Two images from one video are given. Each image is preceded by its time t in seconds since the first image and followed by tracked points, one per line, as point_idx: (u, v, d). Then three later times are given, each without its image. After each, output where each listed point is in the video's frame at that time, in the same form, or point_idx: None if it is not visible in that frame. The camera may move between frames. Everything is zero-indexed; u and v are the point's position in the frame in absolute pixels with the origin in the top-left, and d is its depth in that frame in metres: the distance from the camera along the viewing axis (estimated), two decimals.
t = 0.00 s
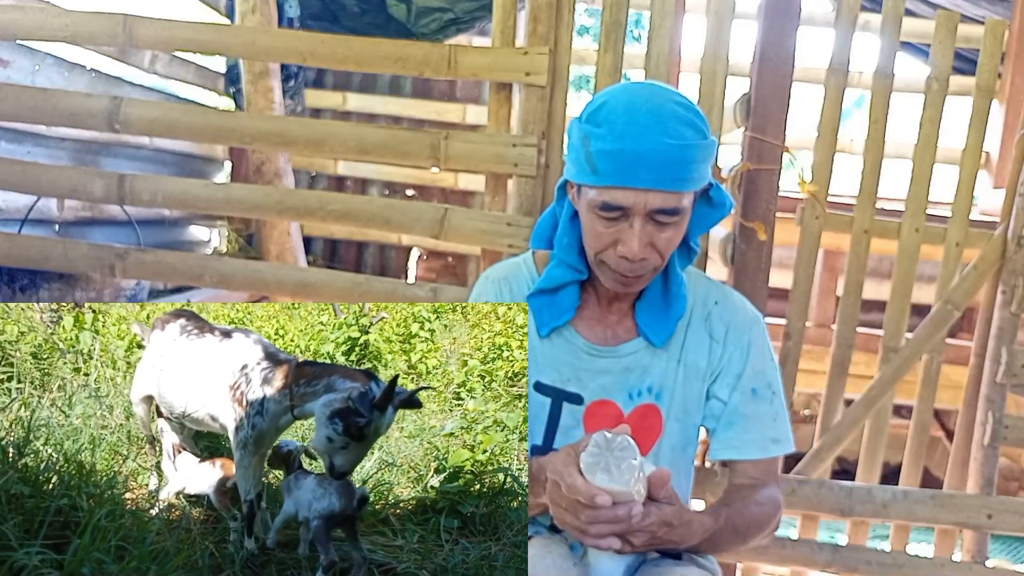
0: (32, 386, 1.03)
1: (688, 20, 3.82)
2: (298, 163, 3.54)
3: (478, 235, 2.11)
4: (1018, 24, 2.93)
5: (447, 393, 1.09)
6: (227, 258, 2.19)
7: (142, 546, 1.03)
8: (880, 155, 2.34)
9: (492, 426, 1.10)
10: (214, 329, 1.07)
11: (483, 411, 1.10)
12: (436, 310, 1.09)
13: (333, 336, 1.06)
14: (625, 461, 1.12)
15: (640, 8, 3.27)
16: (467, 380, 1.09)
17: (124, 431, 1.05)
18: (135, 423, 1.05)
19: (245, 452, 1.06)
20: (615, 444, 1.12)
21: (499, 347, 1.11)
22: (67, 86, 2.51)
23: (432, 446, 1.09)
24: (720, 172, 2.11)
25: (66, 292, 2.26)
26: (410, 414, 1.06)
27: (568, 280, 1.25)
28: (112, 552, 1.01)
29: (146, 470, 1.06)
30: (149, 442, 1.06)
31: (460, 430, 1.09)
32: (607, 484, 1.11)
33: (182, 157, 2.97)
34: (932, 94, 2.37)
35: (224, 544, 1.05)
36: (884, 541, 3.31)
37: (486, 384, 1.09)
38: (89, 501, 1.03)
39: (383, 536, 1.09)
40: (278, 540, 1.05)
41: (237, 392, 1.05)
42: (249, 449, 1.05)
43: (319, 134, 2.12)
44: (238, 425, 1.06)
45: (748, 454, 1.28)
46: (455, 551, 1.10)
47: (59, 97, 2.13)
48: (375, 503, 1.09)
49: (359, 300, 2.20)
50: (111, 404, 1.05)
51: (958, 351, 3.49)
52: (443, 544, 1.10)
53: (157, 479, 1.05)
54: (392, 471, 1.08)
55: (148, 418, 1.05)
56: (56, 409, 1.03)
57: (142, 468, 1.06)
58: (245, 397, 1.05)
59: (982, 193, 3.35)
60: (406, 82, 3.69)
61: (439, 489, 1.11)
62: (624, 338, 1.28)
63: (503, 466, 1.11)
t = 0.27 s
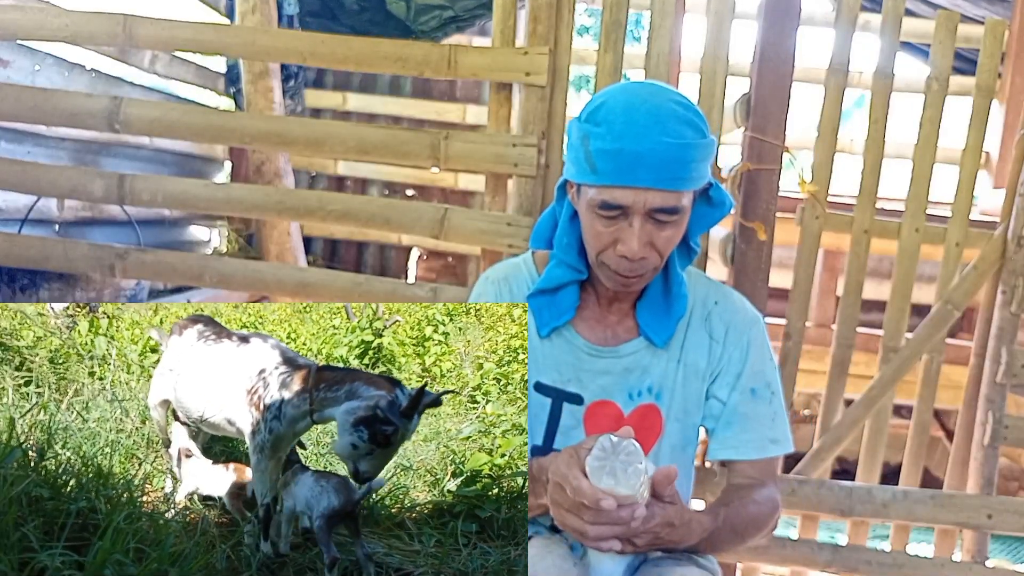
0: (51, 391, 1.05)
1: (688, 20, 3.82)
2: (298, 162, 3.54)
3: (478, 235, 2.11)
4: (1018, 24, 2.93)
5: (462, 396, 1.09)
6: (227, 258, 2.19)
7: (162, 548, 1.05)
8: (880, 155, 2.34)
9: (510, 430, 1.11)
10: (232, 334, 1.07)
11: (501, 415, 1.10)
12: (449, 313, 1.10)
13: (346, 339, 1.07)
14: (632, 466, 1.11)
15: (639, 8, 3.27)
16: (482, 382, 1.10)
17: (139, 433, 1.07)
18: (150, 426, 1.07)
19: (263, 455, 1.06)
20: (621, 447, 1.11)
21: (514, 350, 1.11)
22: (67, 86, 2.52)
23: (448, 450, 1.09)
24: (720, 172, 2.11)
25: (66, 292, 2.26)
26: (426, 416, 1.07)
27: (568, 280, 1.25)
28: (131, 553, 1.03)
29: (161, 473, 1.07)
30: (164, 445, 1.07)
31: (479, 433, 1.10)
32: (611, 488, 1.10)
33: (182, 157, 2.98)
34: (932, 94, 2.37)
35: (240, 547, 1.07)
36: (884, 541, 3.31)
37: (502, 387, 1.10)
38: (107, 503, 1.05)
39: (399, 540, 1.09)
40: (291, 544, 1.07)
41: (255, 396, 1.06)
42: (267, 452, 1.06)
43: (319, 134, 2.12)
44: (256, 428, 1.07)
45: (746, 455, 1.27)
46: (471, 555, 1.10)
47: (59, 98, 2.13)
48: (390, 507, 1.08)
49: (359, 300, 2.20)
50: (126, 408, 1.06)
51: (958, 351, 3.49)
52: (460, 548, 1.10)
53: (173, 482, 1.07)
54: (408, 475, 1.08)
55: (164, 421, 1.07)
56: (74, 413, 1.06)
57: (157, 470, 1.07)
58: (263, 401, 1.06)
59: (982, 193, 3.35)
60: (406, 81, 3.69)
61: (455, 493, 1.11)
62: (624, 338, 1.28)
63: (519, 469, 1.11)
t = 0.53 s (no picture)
0: (50, 365, 1.06)
1: (688, 20, 3.82)
2: (298, 163, 3.54)
3: (478, 235, 2.11)
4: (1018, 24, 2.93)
5: (463, 379, 1.09)
6: (227, 258, 2.19)
7: (164, 526, 1.06)
8: (880, 155, 2.34)
9: (512, 414, 1.11)
10: (236, 312, 1.11)
11: (504, 398, 1.10)
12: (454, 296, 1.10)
13: (348, 320, 1.08)
14: (633, 448, 1.11)
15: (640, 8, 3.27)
16: (483, 366, 1.10)
17: (139, 411, 1.08)
18: (151, 403, 1.08)
19: (265, 435, 1.08)
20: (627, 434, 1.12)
21: (516, 333, 1.10)
22: (67, 86, 2.52)
23: (449, 433, 1.10)
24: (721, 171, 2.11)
25: (66, 292, 2.26)
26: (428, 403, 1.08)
27: (567, 279, 1.25)
28: (134, 531, 1.05)
29: (161, 450, 1.08)
30: (165, 422, 1.08)
31: (481, 417, 1.10)
32: (614, 472, 1.10)
33: (182, 157, 2.98)
34: (933, 94, 2.37)
35: (241, 527, 1.08)
36: (884, 541, 3.31)
37: (503, 371, 1.09)
38: (109, 481, 1.06)
39: (398, 522, 1.12)
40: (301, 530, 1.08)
41: (259, 375, 1.08)
42: (269, 431, 1.08)
43: (319, 134, 2.12)
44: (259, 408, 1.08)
45: (744, 454, 1.28)
46: (470, 538, 1.11)
47: (59, 98, 2.13)
48: (390, 489, 1.11)
49: (359, 300, 2.20)
50: (126, 385, 1.08)
51: (958, 352, 3.49)
52: (459, 530, 1.11)
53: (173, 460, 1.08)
54: (409, 457, 1.10)
55: (167, 397, 1.09)
56: (74, 390, 1.07)
57: (158, 447, 1.08)
58: (267, 379, 1.08)
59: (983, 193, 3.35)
60: (406, 81, 3.69)
61: (455, 476, 1.12)
62: (624, 338, 1.28)
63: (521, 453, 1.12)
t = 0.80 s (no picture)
0: (67, 357, 1.01)
1: (688, 20, 3.82)
2: (298, 163, 3.55)
3: (478, 235, 2.11)
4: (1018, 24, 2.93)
5: (485, 368, 1.07)
6: (227, 258, 2.19)
7: (179, 518, 1.01)
8: (880, 155, 2.34)
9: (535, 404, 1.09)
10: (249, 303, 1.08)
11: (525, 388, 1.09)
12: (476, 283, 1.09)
13: (367, 309, 1.08)
14: (639, 440, 1.11)
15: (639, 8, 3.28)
16: (506, 355, 1.08)
17: (154, 403, 1.04)
18: (166, 395, 1.04)
19: (276, 426, 1.05)
20: (632, 426, 1.12)
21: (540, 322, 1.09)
22: (67, 85, 2.51)
23: (468, 424, 1.07)
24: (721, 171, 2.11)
25: (66, 292, 2.26)
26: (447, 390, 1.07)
27: (567, 278, 1.25)
28: (149, 522, 0.99)
29: (175, 442, 1.04)
30: (181, 414, 1.04)
31: (502, 407, 1.08)
32: (620, 463, 1.10)
33: (182, 157, 2.98)
34: (933, 94, 2.37)
35: (254, 519, 1.04)
36: (884, 541, 3.32)
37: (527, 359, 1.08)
38: (124, 473, 1.01)
39: (416, 514, 1.09)
40: (314, 521, 1.06)
41: (270, 365, 1.04)
42: (281, 422, 1.04)
43: (319, 134, 2.12)
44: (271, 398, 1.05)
45: (741, 453, 1.28)
46: (491, 532, 1.07)
47: (59, 98, 2.13)
48: (408, 481, 1.09)
49: (359, 300, 2.20)
50: (141, 376, 1.03)
51: (957, 352, 3.49)
52: (479, 523, 1.07)
53: (187, 453, 1.04)
54: (426, 449, 1.08)
55: (181, 389, 1.05)
56: (90, 381, 1.02)
57: (172, 440, 1.04)
58: (278, 369, 1.04)
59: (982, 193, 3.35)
60: (406, 81, 3.70)
61: (475, 468, 1.08)
62: (623, 337, 1.28)
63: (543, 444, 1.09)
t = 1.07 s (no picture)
0: (65, 369, 1.04)
1: (688, 20, 3.82)
2: (298, 162, 3.54)
3: (478, 235, 2.11)
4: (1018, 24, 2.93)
5: (479, 385, 1.06)
6: (227, 258, 2.19)
7: (172, 532, 1.02)
8: (880, 155, 2.34)
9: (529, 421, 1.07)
10: (243, 316, 1.05)
11: (520, 405, 1.07)
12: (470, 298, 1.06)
13: (363, 324, 1.04)
14: (633, 427, 1.12)
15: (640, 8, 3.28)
16: (501, 372, 1.06)
17: (150, 416, 1.04)
18: (162, 408, 1.04)
19: (269, 441, 1.02)
20: (627, 413, 1.12)
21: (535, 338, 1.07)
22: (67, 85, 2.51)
23: (464, 439, 1.06)
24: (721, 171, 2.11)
25: (66, 292, 2.26)
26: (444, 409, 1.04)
27: (566, 278, 1.25)
28: (142, 536, 1.01)
29: (170, 455, 1.04)
30: (176, 427, 1.04)
31: (498, 424, 1.06)
32: (614, 450, 1.11)
33: (182, 157, 2.98)
34: (933, 94, 2.37)
35: (248, 534, 1.03)
36: (884, 541, 3.32)
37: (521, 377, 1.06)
38: (119, 486, 1.03)
39: (411, 529, 1.07)
40: (304, 531, 1.04)
41: (262, 380, 1.01)
42: (273, 437, 1.02)
43: (319, 135, 2.12)
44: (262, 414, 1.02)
45: (741, 453, 1.28)
46: (485, 548, 1.06)
47: (59, 98, 2.13)
48: (402, 496, 1.08)
49: (359, 300, 2.20)
50: (138, 389, 1.04)
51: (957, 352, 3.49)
52: (474, 539, 1.07)
53: (181, 466, 1.04)
54: (422, 464, 1.07)
55: (178, 403, 1.04)
56: (87, 394, 1.04)
57: (167, 452, 1.04)
58: (269, 385, 1.01)
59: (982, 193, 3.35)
60: (406, 81, 3.70)
61: (470, 483, 1.08)
62: (623, 337, 1.28)
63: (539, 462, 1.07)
